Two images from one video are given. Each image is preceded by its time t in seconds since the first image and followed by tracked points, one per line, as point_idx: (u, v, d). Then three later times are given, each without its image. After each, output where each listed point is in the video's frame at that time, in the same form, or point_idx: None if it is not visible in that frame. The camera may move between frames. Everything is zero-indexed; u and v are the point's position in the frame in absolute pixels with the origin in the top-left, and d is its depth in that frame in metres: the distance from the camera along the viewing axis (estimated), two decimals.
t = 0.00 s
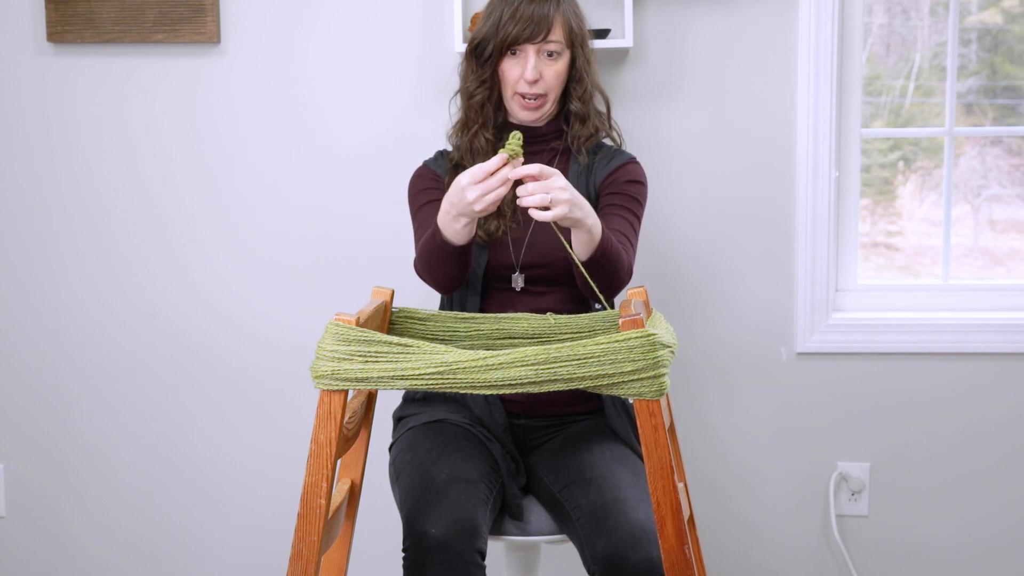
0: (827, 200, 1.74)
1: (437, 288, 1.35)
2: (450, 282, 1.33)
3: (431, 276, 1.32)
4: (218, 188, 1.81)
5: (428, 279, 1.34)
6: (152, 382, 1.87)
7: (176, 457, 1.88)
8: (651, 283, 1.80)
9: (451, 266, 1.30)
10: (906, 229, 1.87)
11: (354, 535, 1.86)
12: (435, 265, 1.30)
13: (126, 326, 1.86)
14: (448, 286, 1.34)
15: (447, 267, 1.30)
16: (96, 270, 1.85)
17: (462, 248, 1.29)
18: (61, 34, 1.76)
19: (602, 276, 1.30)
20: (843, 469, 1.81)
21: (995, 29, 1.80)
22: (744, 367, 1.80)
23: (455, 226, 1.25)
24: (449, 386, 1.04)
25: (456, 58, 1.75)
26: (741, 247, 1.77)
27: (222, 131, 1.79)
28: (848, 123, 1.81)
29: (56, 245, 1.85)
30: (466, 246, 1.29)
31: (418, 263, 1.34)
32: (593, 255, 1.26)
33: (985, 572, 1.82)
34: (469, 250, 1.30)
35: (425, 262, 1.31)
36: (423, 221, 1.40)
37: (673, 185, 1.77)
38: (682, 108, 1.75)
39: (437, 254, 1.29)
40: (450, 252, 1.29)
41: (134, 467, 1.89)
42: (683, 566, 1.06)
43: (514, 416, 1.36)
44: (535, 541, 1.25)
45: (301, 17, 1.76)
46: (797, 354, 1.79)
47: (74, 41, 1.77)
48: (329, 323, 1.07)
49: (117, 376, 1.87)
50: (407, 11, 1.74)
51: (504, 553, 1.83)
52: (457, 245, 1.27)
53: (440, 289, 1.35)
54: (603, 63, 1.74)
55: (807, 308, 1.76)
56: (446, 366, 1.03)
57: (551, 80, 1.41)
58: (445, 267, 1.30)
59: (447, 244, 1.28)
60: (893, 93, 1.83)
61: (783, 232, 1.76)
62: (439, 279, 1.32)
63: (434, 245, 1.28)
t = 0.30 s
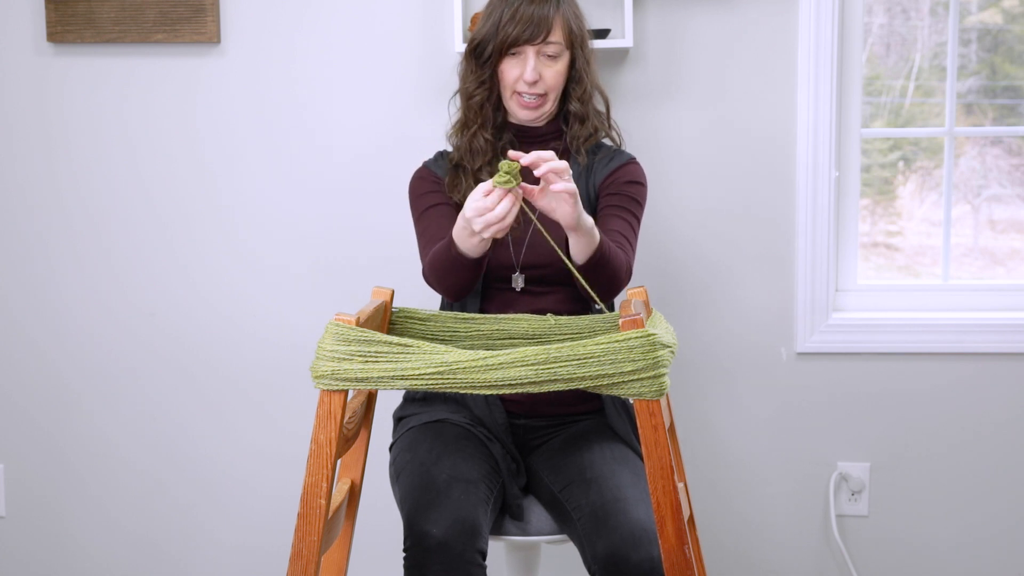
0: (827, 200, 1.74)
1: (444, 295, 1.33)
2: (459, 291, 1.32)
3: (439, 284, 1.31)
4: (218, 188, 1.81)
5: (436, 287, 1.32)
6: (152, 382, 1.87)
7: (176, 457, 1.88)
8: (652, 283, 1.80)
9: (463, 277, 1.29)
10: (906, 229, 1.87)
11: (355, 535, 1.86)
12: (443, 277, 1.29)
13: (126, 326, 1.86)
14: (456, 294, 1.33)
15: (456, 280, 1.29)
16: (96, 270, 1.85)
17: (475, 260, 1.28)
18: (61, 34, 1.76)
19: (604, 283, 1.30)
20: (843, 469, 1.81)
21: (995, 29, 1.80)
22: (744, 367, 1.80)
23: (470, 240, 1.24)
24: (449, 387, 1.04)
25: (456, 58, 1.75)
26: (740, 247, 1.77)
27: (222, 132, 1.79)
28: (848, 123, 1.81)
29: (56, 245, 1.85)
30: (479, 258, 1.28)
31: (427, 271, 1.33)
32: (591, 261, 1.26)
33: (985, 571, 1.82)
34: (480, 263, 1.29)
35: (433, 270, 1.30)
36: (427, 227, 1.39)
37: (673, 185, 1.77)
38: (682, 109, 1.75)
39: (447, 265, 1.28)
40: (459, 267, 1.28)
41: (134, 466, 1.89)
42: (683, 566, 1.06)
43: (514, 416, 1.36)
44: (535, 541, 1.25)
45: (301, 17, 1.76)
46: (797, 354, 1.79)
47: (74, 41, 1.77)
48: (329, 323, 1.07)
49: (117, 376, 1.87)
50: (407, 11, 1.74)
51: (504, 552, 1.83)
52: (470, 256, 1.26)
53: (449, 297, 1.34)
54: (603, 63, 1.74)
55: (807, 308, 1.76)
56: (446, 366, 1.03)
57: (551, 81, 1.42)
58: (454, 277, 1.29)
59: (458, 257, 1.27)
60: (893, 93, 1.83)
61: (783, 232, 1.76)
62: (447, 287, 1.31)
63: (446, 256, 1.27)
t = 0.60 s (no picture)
0: (827, 200, 1.74)
1: (443, 296, 1.34)
2: (457, 293, 1.32)
3: (437, 285, 1.31)
4: (218, 188, 1.81)
5: (435, 289, 1.33)
6: (151, 382, 1.87)
7: (176, 457, 1.88)
8: (651, 283, 1.80)
9: (462, 280, 1.29)
10: (906, 229, 1.87)
11: (355, 535, 1.86)
12: (442, 278, 1.29)
13: (126, 326, 1.86)
14: (455, 296, 1.33)
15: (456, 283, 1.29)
16: (96, 269, 1.85)
17: (476, 263, 1.28)
18: (61, 34, 1.76)
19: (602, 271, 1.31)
20: (843, 469, 1.81)
21: (995, 29, 1.80)
22: (744, 367, 1.80)
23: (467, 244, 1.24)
24: (449, 386, 1.04)
25: (456, 58, 1.75)
26: (740, 246, 1.77)
27: (222, 131, 1.79)
28: (848, 123, 1.81)
29: (56, 244, 1.85)
30: (478, 260, 1.28)
31: (426, 272, 1.33)
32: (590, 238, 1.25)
33: (986, 572, 1.82)
34: (480, 265, 1.29)
35: (433, 271, 1.30)
36: (426, 228, 1.39)
37: (673, 185, 1.77)
38: (682, 109, 1.75)
39: (446, 266, 1.28)
40: (457, 271, 1.28)
41: (134, 466, 1.89)
42: (683, 566, 1.06)
43: (514, 416, 1.36)
44: (536, 541, 1.25)
45: (301, 17, 1.76)
46: (797, 354, 1.79)
47: (74, 41, 1.77)
48: (329, 323, 1.07)
49: (117, 376, 1.87)
50: (407, 10, 1.74)
51: (504, 552, 1.83)
52: (470, 258, 1.26)
53: (448, 299, 1.34)
54: (603, 62, 1.74)
55: (807, 308, 1.76)
56: (446, 366, 1.03)
57: (551, 81, 1.42)
58: (453, 279, 1.29)
59: (456, 261, 1.27)
60: (893, 93, 1.83)
61: (783, 233, 1.76)
62: (445, 289, 1.31)
63: (446, 257, 1.27)
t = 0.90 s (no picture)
0: (827, 200, 1.74)
1: (442, 297, 1.34)
2: (457, 293, 1.32)
3: (437, 286, 1.31)
4: (218, 188, 1.81)
5: (435, 289, 1.32)
6: (151, 382, 1.87)
7: (176, 457, 1.88)
8: (651, 283, 1.80)
9: (462, 280, 1.29)
10: (906, 229, 1.87)
11: (355, 535, 1.86)
12: (442, 278, 1.29)
13: (126, 326, 1.86)
14: (455, 296, 1.33)
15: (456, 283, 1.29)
16: (96, 269, 1.85)
17: (475, 263, 1.28)
18: (61, 34, 1.76)
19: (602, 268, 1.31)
20: (843, 469, 1.81)
21: (995, 29, 1.80)
22: (744, 367, 1.80)
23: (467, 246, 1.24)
24: (449, 386, 1.04)
25: (456, 58, 1.75)
26: (740, 246, 1.77)
27: (222, 132, 1.79)
28: (848, 123, 1.81)
29: (56, 244, 1.85)
30: (478, 260, 1.28)
31: (425, 272, 1.33)
32: (594, 229, 1.24)
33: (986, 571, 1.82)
34: (480, 265, 1.29)
35: (433, 271, 1.30)
36: (426, 228, 1.39)
37: (673, 186, 1.77)
38: (682, 109, 1.75)
39: (445, 266, 1.28)
40: (456, 271, 1.28)
41: (134, 467, 1.89)
42: (683, 566, 1.06)
43: (514, 416, 1.36)
44: (535, 541, 1.25)
45: (301, 17, 1.76)
46: (797, 354, 1.79)
47: (74, 41, 1.77)
48: (329, 323, 1.07)
49: (117, 376, 1.87)
50: (407, 10, 1.74)
51: (504, 552, 1.83)
52: (470, 259, 1.26)
53: (448, 299, 1.34)
54: (602, 62, 1.74)
55: (807, 308, 1.76)
56: (446, 366, 1.03)
57: (551, 81, 1.42)
58: (453, 279, 1.29)
59: (454, 259, 1.27)
60: (893, 93, 1.83)
61: (783, 233, 1.76)
62: (445, 289, 1.31)
63: (446, 256, 1.27)
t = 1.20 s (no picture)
0: (827, 200, 1.74)
1: (442, 297, 1.34)
2: (458, 293, 1.32)
3: (438, 286, 1.31)
4: (218, 188, 1.81)
5: (435, 289, 1.33)
6: (151, 382, 1.87)
7: (176, 457, 1.88)
8: (651, 283, 1.80)
9: (462, 279, 1.29)
10: (906, 229, 1.87)
11: (355, 535, 1.86)
12: (442, 278, 1.29)
13: (126, 326, 1.86)
14: (455, 296, 1.33)
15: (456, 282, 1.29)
16: (95, 269, 1.85)
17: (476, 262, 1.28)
18: (61, 34, 1.76)
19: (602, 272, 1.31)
20: (843, 469, 1.81)
21: (995, 29, 1.80)
22: (744, 367, 1.80)
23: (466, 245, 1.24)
24: (449, 386, 1.04)
25: (456, 58, 1.75)
26: (740, 246, 1.77)
27: (222, 132, 1.79)
28: (848, 123, 1.81)
29: (56, 244, 1.85)
30: (479, 260, 1.28)
31: (426, 273, 1.33)
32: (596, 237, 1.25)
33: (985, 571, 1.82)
34: (481, 264, 1.29)
35: (433, 272, 1.30)
36: (426, 229, 1.39)
37: (673, 185, 1.77)
38: (682, 109, 1.75)
39: (446, 266, 1.28)
40: (456, 270, 1.28)
41: (134, 467, 1.89)
42: (683, 566, 1.06)
43: (514, 416, 1.36)
44: (535, 541, 1.25)
45: (301, 17, 1.76)
46: (797, 354, 1.79)
47: (74, 41, 1.77)
48: (329, 323, 1.07)
49: (117, 376, 1.87)
50: (407, 10, 1.74)
51: (504, 552, 1.83)
52: (470, 259, 1.26)
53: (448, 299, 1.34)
54: (602, 62, 1.74)
55: (807, 308, 1.76)
56: (446, 366, 1.03)
57: (551, 81, 1.42)
58: (453, 279, 1.29)
59: (454, 259, 1.27)
60: (893, 93, 1.83)
61: (782, 233, 1.76)
62: (446, 289, 1.31)
63: (447, 257, 1.27)
